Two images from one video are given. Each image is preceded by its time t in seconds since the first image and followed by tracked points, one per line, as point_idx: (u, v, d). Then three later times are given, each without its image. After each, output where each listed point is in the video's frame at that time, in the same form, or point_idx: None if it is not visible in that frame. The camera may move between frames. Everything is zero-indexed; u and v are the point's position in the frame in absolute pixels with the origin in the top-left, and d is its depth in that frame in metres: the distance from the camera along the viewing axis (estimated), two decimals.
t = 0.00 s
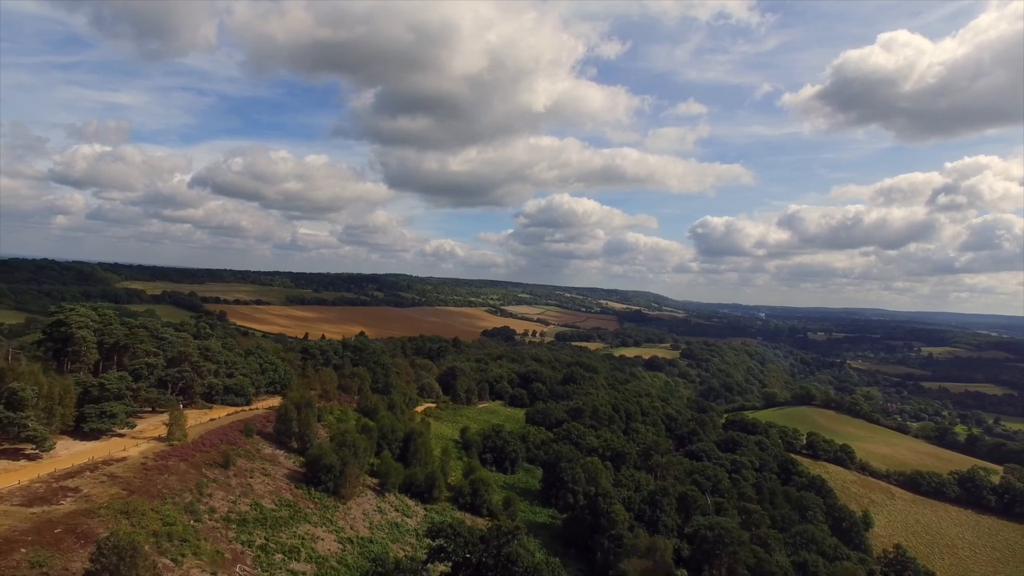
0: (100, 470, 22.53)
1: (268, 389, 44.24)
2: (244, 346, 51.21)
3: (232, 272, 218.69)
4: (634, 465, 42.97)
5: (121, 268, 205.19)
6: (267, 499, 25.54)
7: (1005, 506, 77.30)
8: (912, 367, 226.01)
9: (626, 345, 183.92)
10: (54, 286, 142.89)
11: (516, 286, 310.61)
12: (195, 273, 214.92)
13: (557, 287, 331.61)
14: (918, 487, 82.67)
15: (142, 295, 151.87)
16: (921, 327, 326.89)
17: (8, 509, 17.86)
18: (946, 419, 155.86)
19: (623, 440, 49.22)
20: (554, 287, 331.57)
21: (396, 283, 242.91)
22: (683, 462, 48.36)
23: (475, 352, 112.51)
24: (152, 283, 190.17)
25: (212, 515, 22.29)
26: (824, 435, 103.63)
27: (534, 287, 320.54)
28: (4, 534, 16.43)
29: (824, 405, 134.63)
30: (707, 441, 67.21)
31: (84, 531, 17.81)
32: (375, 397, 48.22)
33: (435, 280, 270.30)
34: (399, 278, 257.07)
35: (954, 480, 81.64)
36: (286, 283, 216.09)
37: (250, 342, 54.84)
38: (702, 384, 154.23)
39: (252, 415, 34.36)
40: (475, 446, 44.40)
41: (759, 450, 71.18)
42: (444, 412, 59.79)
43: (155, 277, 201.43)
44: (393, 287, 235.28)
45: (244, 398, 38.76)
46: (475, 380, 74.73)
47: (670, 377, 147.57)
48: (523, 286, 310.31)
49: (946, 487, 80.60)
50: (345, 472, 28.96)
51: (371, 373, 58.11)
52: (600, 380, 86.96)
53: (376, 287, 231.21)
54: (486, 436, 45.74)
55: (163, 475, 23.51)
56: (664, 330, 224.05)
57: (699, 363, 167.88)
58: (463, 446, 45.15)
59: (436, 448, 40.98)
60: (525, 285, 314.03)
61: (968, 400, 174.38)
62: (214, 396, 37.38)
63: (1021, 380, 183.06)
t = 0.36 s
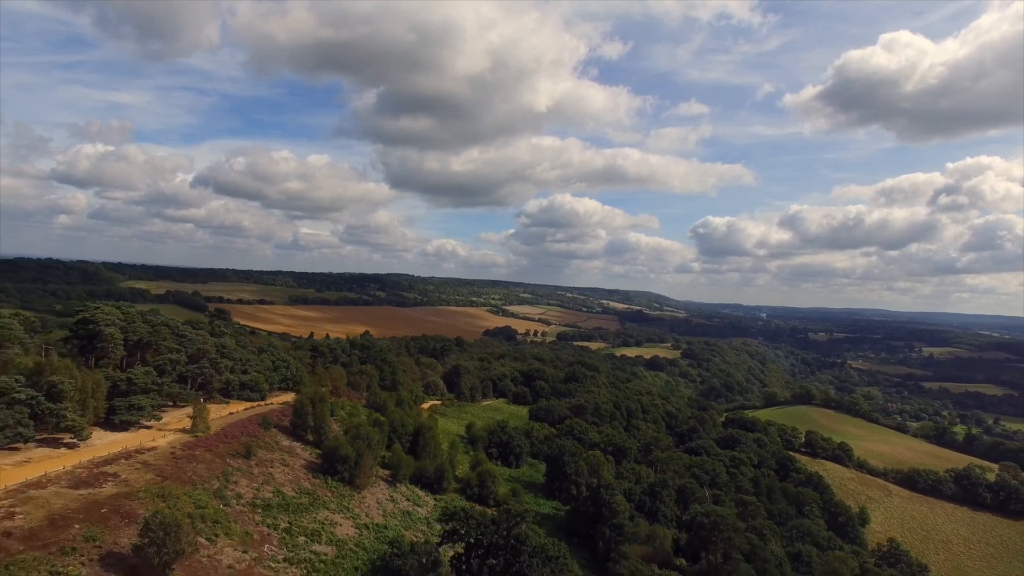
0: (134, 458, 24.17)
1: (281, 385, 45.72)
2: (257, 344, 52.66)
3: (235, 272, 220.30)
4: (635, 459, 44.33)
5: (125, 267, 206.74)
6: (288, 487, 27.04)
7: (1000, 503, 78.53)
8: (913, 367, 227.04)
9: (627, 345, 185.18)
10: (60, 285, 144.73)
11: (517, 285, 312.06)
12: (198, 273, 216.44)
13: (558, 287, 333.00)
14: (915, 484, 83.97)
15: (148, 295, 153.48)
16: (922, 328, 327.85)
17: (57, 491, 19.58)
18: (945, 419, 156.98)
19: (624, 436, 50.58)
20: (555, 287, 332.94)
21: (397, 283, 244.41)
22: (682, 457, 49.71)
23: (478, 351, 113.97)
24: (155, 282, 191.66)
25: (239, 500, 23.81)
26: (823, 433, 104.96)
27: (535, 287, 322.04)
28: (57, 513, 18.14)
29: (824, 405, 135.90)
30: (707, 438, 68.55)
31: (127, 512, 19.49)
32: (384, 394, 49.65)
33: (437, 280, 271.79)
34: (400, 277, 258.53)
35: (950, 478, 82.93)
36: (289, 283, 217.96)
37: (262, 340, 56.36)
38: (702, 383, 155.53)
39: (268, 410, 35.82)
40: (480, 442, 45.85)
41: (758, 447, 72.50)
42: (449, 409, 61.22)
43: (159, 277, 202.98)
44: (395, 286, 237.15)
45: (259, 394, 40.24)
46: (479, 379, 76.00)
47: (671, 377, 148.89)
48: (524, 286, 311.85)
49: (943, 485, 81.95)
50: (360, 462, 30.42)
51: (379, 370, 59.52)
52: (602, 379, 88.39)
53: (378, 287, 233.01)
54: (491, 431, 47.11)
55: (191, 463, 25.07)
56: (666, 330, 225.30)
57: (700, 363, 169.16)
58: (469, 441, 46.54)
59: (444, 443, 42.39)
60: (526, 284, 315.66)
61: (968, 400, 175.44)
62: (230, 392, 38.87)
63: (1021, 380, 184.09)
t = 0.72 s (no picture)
0: (164, 448, 25.81)
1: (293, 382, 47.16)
2: (269, 342, 54.24)
3: (238, 271, 221.91)
4: (635, 453, 45.78)
5: (129, 266, 208.32)
6: (306, 476, 28.53)
7: (995, 500, 79.85)
8: (913, 367, 228.34)
9: (628, 344, 186.57)
10: (66, 285, 146.56)
11: (519, 285, 313.57)
12: (202, 272, 218.04)
13: (559, 287, 334.50)
14: (911, 482, 85.37)
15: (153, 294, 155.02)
16: (923, 328, 328.93)
17: (100, 475, 21.32)
18: (945, 419, 158.21)
19: (625, 432, 52.06)
20: (557, 287, 334.43)
21: (399, 283, 246.01)
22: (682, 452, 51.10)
23: (480, 350, 115.51)
24: (159, 282, 193.20)
25: (263, 487, 25.38)
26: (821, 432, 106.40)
27: (536, 287, 323.56)
28: (103, 494, 19.89)
29: (823, 404, 137.30)
30: (706, 435, 70.03)
31: (163, 496, 21.11)
32: (392, 391, 51.14)
33: (439, 280, 273.28)
34: (402, 277, 260.10)
35: (946, 476, 84.26)
36: (292, 282, 219.73)
37: (273, 338, 57.94)
38: (703, 383, 156.93)
39: (283, 405, 37.34)
40: (485, 436, 47.39)
41: (756, 444, 73.93)
42: (454, 406, 62.77)
43: (162, 276, 204.61)
44: (397, 286, 238.83)
45: (273, 390, 41.72)
46: (484, 377, 77.38)
47: (672, 376, 150.35)
48: (526, 286, 313.30)
49: (938, 482, 83.32)
50: (373, 454, 31.93)
51: (386, 368, 61.07)
52: (603, 378, 89.90)
53: (380, 286, 234.79)
54: (496, 427, 48.65)
55: (217, 453, 26.66)
56: (666, 330, 226.70)
57: (700, 362, 170.53)
58: (475, 436, 48.04)
59: (451, 437, 43.93)
60: (527, 284, 317.17)
61: (968, 400, 176.60)
62: (246, 388, 40.41)
63: (1021, 381, 185.23)
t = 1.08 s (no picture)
0: (190, 439, 27.41)
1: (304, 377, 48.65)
2: (281, 339, 55.78)
3: (241, 271, 223.41)
4: (636, 448, 47.24)
5: (133, 265, 209.75)
6: (323, 466, 30.07)
7: (990, 497, 81.16)
8: (914, 367, 229.55)
9: (629, 344, 188.01)
10: (71, 284, 148.10)
11: (520, 284, 315.06)
12: (204, 272, 219.47)
13: (560, 287, 336.01)
14: (908, 479, 86.74)
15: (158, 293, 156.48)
16: (925, 328, 329.79)
17: (136, 463, 23.06)
18: (945, 418, 159.37)
19: (626, 427, 53.43)
20: (558, 287, 335.91)
21: (401, 283, 247.54)
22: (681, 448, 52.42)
23: (483, 349, 117.08)
24: (163, 281, 194.73)
25: (284, 476, 26.93)
26: (820, 430, 107.81)
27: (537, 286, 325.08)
28: (141, 480, 21.62)
29: (823, 403, 138.64)
30: (706, 432, 71.50)
31: (195, 482, 22.75)
32: (400, 387, 52.60)
33: (440, 279, 274.73)
34: (404, 276, 261.54)
35: (943, 473, 85.56)
36: (294, 282, 221.14)
37: (283, 336, 59.51)
38: (704, 382, 158.34)
39: (298, 399, 38.90)
40: (491, 432, 48.90)
41: (755, 441, 75.35)
42: (459, 403, 64.31)
43: (166, 276, 206.14)
44: (399, 286, 240.21)
45: (286, 385, 43.22)
46: (487, 375, 78.78)
47: (673, 375, 151.73)
48: (527, 285, 314.64)
49: (935, 479, 84.69)
50: (385, 447, 33.43)
51: (393, 366, 62.60)
52: (604, 376, 91.43)
53: (382, 286, 236.30)
54: (501, 423, 50.14)
55: (240, 444, 28.26)
56: (667, 330, 228.10)
57: (701, 362, 171.95)
58: (481, 432, 49.55)
59: (458, 432, 45.44)
60: (529, 283, 318.43)
61: (968, 400, 177.83)
62: (261, 383, 41.87)
63: (1020, 380, 186.41)
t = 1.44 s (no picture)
0: (215, 431, 29.01)
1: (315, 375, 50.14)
2: (292, 338, 57.36)
3: (244, 271, 225.07)
4: (637, 443, 48.66)
5: (137, 264, 211.47)
6: (340, 458, 31.60)
7: (986, 494, 82.28)
8: (915, 367, 230.61)
9: (631, 343, 189.43)
10: (76, 283, 149.52)
11: (522, 284, 316.54)
12: (208, 272, 221.15)
13: (562, 287, 337.44)
14: (905, 477, 88.06)
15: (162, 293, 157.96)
16: (926, 328, 330.41)
17: (168, 452, 24.69)
18: (945, 418, 160.45)
19: (627, 424, 54.90)
20: (560, 287, 337.32)
21: (404, 282, 249.10)
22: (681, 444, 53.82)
23: (486, 348, 118.61)
24: (167, 281, 196.44)
25: (304, 465, 28.50)
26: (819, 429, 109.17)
27: (539, 286, 326.61)
28: (175, 467, 23.25)
29: (823, 402, 139.93)
30: (705, 430, 72.91)
31: (224, 470, 24.39)
32: (408, 384, 54.13)
33: (442, 279, 276.30)
34: (407, 276, 263.05)
35: (939, 471, 86.86)
36: (297, 282, 222.59)
37: (294, 335, 61.09)
38: (704, 381, 159.71)
39: (312, 395, 40.42)
40: (497, 428, 50.40)
41: (753, 438, 76.77)
42: (464, 400, 65.85)
43: (170, 275, 207.77)
44: (401, 285, 241.57)
45: (299, 382, 44.74)
46: (491, 373, 80.13)
47: (674, 375, 153.10)
48: (528, 285, 316.07)
49: (932, 477, 86.01)
50: (397, 440, 34.93)
51: (400, 364, 64.25)
52: (606, 374, 92.86)
53: (384, 286, 237.80)
54: (506, 419, 51.67)
55: (261, 436, 29.84)
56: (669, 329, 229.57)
57: (702, 361, 173.28)
58: (487, 427, 51.06)
59: (465, 427, 46.93)
60: (530, 283, 319.66)
61: (968, 400, 178.84)
62: (276, 380, 43.42)
63: (1020, 381, 187.41)
